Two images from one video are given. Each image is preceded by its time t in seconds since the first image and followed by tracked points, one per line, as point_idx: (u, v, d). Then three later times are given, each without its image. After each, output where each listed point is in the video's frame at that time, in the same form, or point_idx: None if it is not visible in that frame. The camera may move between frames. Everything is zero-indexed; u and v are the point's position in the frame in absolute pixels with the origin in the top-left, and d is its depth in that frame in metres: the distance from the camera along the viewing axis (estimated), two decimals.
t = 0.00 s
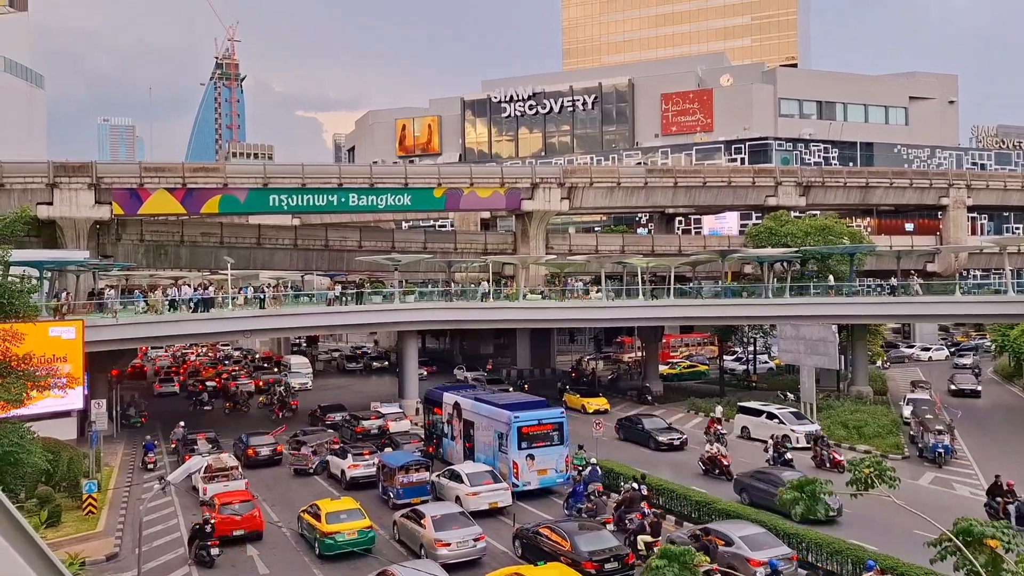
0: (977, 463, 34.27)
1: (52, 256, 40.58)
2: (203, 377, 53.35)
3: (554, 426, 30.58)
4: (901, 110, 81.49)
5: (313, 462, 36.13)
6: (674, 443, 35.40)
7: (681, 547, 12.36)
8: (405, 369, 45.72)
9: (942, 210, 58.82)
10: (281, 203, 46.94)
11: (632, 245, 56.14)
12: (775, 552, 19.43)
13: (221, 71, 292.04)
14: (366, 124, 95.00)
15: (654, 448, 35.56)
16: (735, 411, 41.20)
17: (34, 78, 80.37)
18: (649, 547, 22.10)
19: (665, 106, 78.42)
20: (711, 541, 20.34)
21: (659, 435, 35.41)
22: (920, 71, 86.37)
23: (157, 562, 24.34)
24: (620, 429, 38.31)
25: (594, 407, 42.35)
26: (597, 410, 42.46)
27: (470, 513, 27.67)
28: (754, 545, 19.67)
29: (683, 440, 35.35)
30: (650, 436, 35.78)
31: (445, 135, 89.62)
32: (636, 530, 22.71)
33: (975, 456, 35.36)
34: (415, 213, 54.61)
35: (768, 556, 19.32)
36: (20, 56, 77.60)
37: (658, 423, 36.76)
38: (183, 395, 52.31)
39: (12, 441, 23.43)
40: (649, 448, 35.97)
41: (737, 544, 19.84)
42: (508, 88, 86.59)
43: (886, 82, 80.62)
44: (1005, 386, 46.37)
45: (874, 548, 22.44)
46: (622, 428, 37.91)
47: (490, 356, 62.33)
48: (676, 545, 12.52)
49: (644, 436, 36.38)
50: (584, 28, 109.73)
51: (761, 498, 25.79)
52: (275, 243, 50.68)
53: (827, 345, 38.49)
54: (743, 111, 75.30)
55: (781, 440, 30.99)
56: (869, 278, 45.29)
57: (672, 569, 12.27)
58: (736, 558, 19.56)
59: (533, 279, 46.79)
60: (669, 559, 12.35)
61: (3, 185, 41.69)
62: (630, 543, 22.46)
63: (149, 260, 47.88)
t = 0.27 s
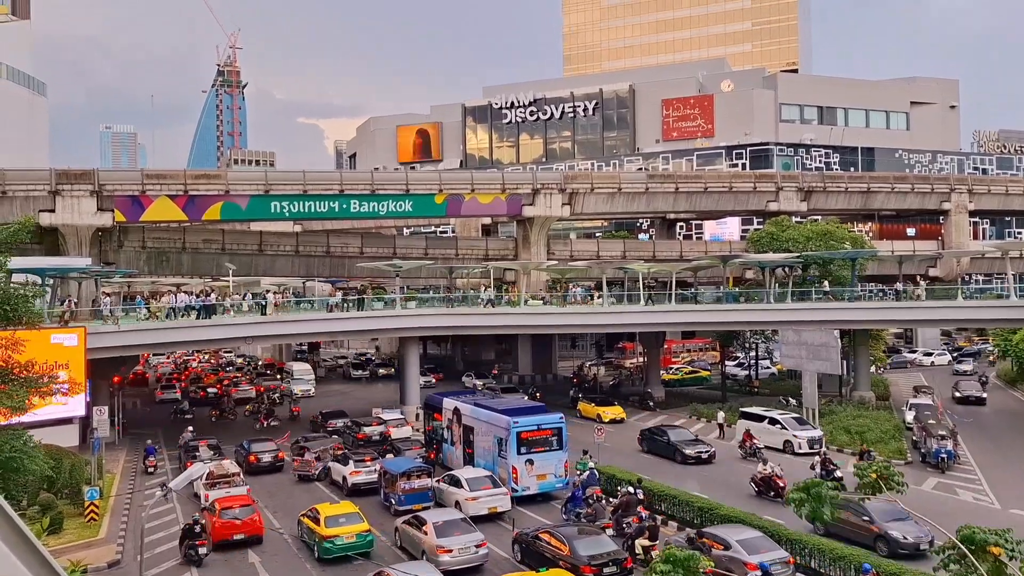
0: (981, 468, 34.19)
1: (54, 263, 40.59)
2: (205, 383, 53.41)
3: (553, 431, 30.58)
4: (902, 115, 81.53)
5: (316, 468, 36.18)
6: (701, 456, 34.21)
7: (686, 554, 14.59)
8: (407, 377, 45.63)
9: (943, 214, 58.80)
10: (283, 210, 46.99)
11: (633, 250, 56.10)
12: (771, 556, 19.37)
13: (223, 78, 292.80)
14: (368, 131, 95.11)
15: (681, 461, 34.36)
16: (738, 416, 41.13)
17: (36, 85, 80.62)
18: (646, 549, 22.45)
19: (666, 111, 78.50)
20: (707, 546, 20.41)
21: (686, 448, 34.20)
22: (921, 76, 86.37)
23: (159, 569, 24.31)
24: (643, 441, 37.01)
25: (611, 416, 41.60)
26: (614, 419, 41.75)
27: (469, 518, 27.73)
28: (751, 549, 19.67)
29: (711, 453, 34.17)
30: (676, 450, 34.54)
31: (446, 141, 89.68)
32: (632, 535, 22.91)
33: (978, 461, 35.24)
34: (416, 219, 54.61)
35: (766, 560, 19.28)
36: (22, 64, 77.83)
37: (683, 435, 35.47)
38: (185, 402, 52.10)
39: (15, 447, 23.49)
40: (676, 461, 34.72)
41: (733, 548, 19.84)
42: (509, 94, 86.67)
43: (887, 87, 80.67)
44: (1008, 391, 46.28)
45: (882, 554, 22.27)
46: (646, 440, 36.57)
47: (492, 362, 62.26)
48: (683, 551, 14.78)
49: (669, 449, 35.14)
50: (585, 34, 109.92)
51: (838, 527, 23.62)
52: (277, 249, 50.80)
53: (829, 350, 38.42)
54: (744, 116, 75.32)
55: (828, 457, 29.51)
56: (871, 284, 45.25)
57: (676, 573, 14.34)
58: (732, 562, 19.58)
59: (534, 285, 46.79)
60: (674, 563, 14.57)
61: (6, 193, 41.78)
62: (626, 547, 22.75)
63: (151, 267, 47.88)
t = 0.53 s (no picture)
0: (983, 472, 34.14)
1: (56, 269, 40.64)
2: (206, 389, 53.38)
3: (552, 435, 30.62)
4: (903, 119, 81.58)
5: (320, 473, 36.36)
6: (732, 469, 32.78)
7: (688, 559, 14.81)
8: (409, 383, 45.54)
9: (944, 218, 58.80)
10: (284, 215, 47.01)
11: (634, 255, 56.10)
12: (768, 559, 19.52)
13: (224, 84, 293.37)
14: (368, 136, 95.19)
15: (710, 475, 33.02)
16: (740, 420, 41.08)
17: (38, 92, 80.86)
18: (645, 553, 22.32)
19: (666, 116, 78.59)
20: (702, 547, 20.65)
21: (715, 461, 32.75)
22: (921, 79, 86.37)
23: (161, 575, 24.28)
24: (668, 453, 35.55)
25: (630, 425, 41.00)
26: (631, 428, 41.28)
27: (469, 521, 27.84)
28: (748, 552, 19.79)
29: (741, 466, 32.77)
30: (705, 462, 33.12)
31: (447, 146, 89.77)
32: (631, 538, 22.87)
33: (981, 465, 35.16)
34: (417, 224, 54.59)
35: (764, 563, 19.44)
36: (23, 71, 78.07)
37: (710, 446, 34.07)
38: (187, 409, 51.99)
39: (16, 454, 23.51)
40: (704, 474, 33.37)
41: (731, 550, 19.93)
42: (510, 99, 86.77)
43: (888, 91, 80.73)
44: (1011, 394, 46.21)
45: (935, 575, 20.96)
46: (671, 451, 35.11)
47: (493, 367, 62.21)
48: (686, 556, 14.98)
49: (698, 461, 33.70)
50: (585, 39, 110.05)
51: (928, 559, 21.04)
52: (278, 255, 50.68)
53: (831, 354, 38.38)
54: (744, 120, 75.37)
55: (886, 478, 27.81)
56: (873, 287, 45.20)
57: None
58: (730, 564, 19.63)
59: (536, 290, 46.78)
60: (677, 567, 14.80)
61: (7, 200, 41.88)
62: (625, 550, 22.66)
63: (152, 273, 47.88)
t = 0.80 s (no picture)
0: (986, 477, 34.05)
1: (58, 276, 40.69)
2: (209, 395, 53.47)
3: (552, 440, 30.66)
4: (904, 124, 81.58)
5: (323, 479, 36.36)
6: (772, 484, 30.79)
7: (690, 565, 14.83)
8: (411, 389, 45.49)
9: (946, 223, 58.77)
10: (286, 221, 47.07)
11: (636, 261, 56.10)
12: (763, 562, 19.79)
13: (226, 90, 294.02)
14: (370, 143, 95.34)
15: (749, 490, 31.14)
16: (742, 426, 41.01)
17: (40, 100, 81.13)
18: (643, 558, 22.26)
19: (668, 122, 78.70)
20: (697, 550, 21.01)
21: (753, 476, 30.92)
22: (923, 84, 86.37)
23: None
24: (702, 467, 33.81)
25: (652, 436, 40.22)
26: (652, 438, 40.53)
27: (469, 526, 27.86)
28: (745, 555, 20.05)
29: (781, 481, 30.78)
30: (743, 477, 31.30)
31: (449, 152, 89.87)
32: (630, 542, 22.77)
33: (984, 471, 35.07)
34: (419, 231, 54.60)
35: (760, 566, 19.73)
36: (26, 78, 78.32)
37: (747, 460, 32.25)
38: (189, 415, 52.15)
39: (18, 460, 23.52)
40: (741, 490, 31.57)
41: (727, 554, 20.18)
42: (512, 105, 86.90)
43: (889, 96, 80.78)
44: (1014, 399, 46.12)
45: None
46: (705, 466, 33.38)
47: (495, 373, 62.18)
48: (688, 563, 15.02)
49: (735, 476, 31.90)
50: (586, 45, 110.20)
51: None
52: (280, 261, 50.75)
53: (833, 359, 38.32)
54: (746, 126, 75.35)
55: (959, 498, 24.71)
56: (875, 293, 45.15)
57: None
58: (725, 568, 19.91)
59: (537, 296, 46.77)
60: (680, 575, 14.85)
61: (10, 207, 41.96)
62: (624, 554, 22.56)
63: (154, 280, 47.90)
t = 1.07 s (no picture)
0: (988, 481, 34.03)
1: (59, 281, 40.67)
2: (209, 399, 53.43)
3: (551, 444, 30.75)
4: (905, 128, 81.74)
5: (326, 483, 36.44)
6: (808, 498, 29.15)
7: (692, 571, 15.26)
8: (413, 393, 45.51)
9: (947, 226, 58.85)
10: (287, 226, 47.14)
11: (637, 265, 56.13)
12: (760, 564, 19.94)
13: (227, 96, 294.32)
14: (371, 147, 95.46)
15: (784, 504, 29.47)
16: (744, 430, 40.98)
17: (41, 105, 81.15)
18: (641, 560, 22.19)
19: (669, 126, 78.84)
20: (693, 552, 21.17)
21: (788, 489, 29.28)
22: (923, 88, 86.49)
23: None
24: (732, 480, 32.29)
25: (672, 444, 39.37)
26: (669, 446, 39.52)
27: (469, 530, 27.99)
28: (741, 557, 20.15)
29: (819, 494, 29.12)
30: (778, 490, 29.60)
31: (449, 157, 89.95)
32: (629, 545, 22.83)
33: (986, 474, 35.02)
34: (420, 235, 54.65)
35: (756, 568, 19.81)
36: (28, 83, 78.38)
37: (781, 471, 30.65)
38: (189, 419, 51.94)
39: (19, 466, 23.49)
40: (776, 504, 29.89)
41: (723, 555, 20.32)
42: (512, 110, 87.01)
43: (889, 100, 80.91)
44: (1016, 403, 46.10)
45: None
46: (736, 478, 31.90)
47: (497, 377, 62.16)
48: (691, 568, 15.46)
49: (768, 489, 30.29)
50: (587, 50, 110.38)
51: None
52: (281, 265, 50.84)
53: (835, 363, 38.32)
54: (746, 130, 75.58)
55: None
56: (877, 296, 45.18)
57: None
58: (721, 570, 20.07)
59: (539, 300, 46.77)
60: None
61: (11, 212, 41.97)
62: (623, 557, 22.52)
63: (155, 284, 48.10)
